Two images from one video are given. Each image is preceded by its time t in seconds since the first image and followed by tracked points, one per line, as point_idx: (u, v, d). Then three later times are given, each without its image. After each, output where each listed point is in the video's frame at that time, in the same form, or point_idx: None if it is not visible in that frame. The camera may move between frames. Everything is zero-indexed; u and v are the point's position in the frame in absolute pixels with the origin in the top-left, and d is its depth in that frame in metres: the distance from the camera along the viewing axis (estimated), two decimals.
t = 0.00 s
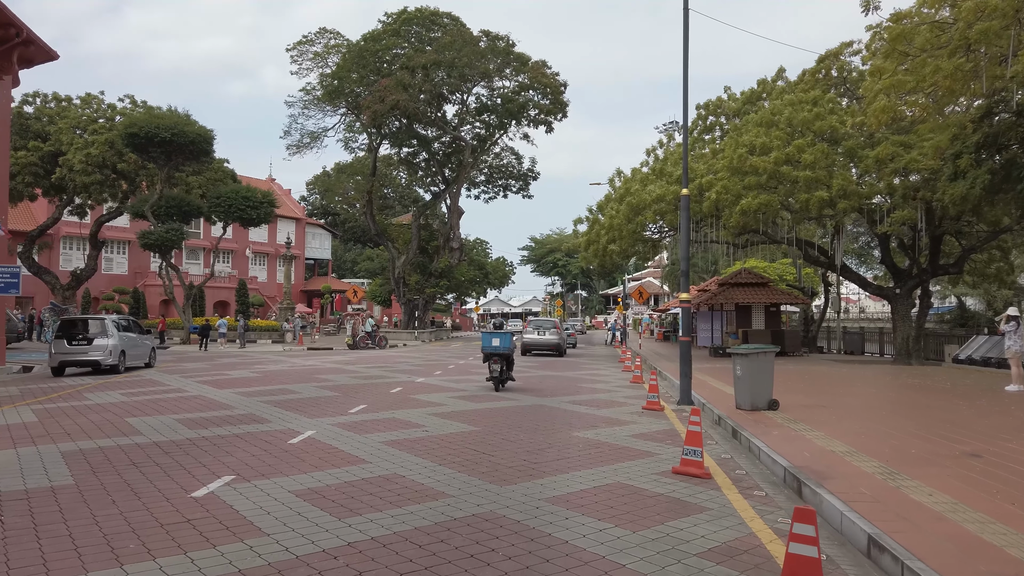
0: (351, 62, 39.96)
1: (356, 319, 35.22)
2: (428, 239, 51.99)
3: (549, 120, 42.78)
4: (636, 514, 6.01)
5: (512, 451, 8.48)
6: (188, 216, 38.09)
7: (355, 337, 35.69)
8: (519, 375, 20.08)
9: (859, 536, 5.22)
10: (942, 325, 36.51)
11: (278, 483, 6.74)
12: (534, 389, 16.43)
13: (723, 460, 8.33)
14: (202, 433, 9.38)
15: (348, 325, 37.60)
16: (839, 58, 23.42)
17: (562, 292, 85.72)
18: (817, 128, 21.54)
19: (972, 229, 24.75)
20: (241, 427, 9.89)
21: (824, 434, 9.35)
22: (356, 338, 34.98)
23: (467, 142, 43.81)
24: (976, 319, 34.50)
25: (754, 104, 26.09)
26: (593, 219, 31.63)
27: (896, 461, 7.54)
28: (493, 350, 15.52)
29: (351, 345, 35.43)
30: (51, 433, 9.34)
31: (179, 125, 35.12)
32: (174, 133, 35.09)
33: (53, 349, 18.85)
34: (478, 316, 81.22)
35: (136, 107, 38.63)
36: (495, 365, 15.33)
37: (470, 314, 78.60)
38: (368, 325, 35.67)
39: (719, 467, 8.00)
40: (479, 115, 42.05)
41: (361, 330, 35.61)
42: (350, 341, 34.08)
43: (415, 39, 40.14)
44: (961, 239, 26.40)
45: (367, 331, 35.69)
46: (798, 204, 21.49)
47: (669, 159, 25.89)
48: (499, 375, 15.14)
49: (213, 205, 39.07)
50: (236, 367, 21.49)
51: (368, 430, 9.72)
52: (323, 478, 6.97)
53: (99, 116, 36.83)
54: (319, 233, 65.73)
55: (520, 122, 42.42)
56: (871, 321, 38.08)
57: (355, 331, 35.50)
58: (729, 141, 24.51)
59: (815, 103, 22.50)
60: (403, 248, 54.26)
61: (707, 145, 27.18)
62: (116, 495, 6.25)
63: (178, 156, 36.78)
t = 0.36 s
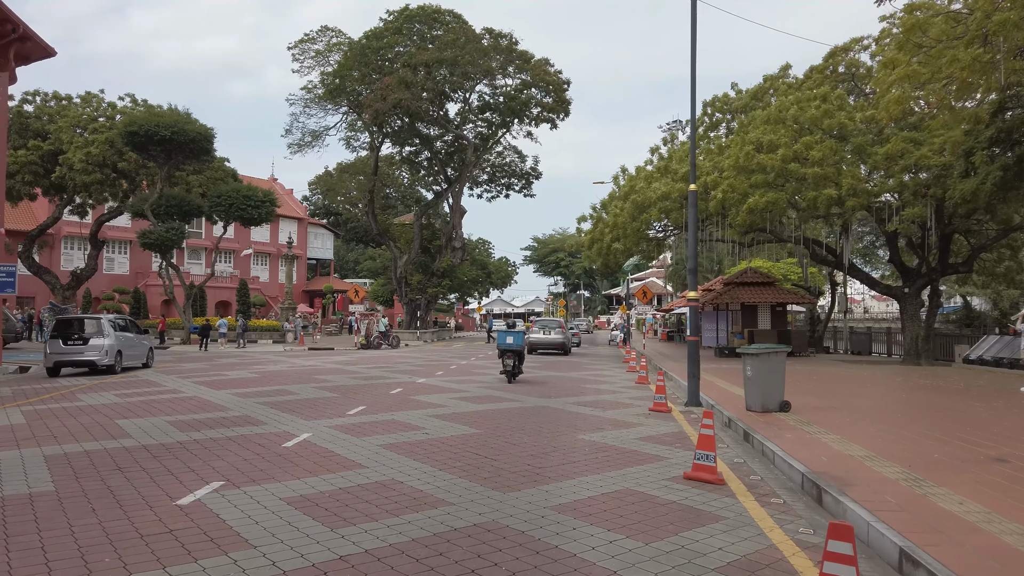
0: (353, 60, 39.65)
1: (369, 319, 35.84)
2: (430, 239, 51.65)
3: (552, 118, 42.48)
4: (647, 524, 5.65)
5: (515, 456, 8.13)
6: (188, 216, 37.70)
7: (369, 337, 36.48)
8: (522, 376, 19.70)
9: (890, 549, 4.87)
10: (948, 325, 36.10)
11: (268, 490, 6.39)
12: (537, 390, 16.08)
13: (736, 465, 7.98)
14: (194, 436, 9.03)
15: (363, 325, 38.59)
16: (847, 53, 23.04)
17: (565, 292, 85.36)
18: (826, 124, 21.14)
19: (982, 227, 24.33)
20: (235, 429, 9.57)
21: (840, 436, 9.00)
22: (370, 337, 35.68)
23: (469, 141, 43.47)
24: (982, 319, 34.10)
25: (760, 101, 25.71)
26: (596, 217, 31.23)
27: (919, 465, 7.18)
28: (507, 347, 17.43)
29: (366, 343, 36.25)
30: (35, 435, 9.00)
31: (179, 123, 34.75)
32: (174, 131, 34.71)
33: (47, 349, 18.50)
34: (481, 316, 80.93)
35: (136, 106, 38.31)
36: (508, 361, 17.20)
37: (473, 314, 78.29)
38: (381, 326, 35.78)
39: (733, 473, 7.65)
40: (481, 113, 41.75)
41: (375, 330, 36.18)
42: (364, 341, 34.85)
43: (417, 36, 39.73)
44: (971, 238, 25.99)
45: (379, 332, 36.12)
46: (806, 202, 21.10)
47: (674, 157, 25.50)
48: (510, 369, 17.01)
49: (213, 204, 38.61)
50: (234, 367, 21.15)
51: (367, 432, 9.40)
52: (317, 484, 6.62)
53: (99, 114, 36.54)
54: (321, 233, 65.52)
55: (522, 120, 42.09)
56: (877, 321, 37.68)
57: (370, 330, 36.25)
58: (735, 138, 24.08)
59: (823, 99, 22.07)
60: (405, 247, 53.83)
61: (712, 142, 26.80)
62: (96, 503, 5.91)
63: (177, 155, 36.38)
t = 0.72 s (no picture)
0: (353, 58, 39.21)
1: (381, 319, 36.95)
2: (431, 238, 51.27)
3: (554, 116, 42.18)
4: (658, 542, 5.27)
5: (516, 464, 7.75)
6: (187, 214, 37.25)
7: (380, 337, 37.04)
8: (523, 377, 19.33)
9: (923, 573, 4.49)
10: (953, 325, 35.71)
11: (254, 503, 6.01)
12: (539, 393, 15.69)
13: (747, 475, 7.60)
14: (181, 442, 8.66)
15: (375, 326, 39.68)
16: (854, 49, 22.63)
17: (567, 291, 85.03)
18: (834, 121, 20.71)
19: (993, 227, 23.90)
20: (225, 435, 9.19)
21: (857, 444, 8.60)
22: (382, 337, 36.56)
23: (471, 139, 43.14)
24: (988, 319, 33.72)
25: (766, 97, 25.26)
26: (599, 216, 30.82)
27: (942, 476, 6.80)
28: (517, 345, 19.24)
29: (377, 344, 37.06)
30: (16, 442, 8.63)
31: (177, 121, 34.36)
32: (172, 129, 34.27)
33: (40, 350, 18.14)
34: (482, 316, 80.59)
35: (134, 104, 37.94)
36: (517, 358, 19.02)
37: (474, 314, 77.98)
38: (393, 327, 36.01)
39: (745, 483, 7.26)
40: (482, 111, 41.39)
41: (387, 330, 37.09)
42: (376, 341, 35.70)
43: (419, 34, 39.35)
44: (980, 238, 25.55)
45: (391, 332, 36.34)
46: (814, 200, 20.70)
47: (679, 154, 25.08)
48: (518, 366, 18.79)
49: (211, 202, 37.97)
50: (230, 368, 20.77)
51: (363, 438, 9.03)
52: (306, 497, 6.24)
53: (97, 113, 36.20)
54: (321, 233, 65.27)
55: (524, 118, 41.73)
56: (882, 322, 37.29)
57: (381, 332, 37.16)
58: (741, 135, 23.65)
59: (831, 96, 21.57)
60: (406, 246, 53.42)
61: (717, 139, 26.39)
62: (69, 518, 5.54)
63: (175, 153, 35.96)
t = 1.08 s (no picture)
0: (347, 54, 38.73)
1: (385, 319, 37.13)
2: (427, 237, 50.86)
3: (551, 114, 41.91)
4: (658, 557, 4.88)
5: (508, 471, 7.36)
6: (179, 213, 36.68)
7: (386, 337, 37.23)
8: (519, 378, 18.93)
9: None
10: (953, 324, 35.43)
11: (225, 514, 5.61)
12: (534, 393, 15.32)
13: (751, 480, 7.23)
14: (157, 446, 8.26)
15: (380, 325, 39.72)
16: (854, 43, 22.32)
17: (564, 291, 84.71)
18: (836, 117, 20.36)
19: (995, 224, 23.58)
20: (206, 439, 8.80)
21: (864, 447, 8.24)
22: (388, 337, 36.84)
23: (467, 137, 42.77)
24: (987, 317, 33.44)
25: (767, 92, 24.88)
26: (596, 214, 30.41)
27: (958, 482, 6.43)
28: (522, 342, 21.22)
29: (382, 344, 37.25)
30: None
31: (168, 118, 33.90)
32: (164, 126, 33.84)
33: (23, 350, 17.71)
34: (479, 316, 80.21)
35: (126, 101, 37.48)
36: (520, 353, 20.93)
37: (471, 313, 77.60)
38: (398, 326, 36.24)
39: (749, 490, 6.87)
40: (478, 109, 41.04)
41: (391, 330, 37.32)
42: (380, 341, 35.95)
43: (414, 30, 38.98)
44: (982, 235, 25.20)
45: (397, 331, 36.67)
46: (815, 197, 20.32)
47: (677, 150, 24.69)
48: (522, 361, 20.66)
49: (205, 200, 37.36)
50: (221, 369, 20.36)
51: (348, 443, 8.64)
52: (281, 507, 5.85)
53: (89, 110, 35.73)
54: (318, 232, 64.89)
55: (521, 115, 41.39)
56: (882, 321, 36.97)
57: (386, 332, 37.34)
58: (741, 131, 23.27)
59: (832, 91, 21.22)
60: (401, 246, 53.00)
61: (716, 135, 26.03)
62: (23, 531, 5.13)
63: (167, 151, 35.45)
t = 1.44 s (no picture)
0: (342, 53, 38.33)
1: (390, 320, 37.90)
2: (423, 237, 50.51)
3: (547, 113, 41.61)
4: None
5: (497, 481, 7.00)
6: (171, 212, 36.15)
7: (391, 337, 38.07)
8: (513, 380, 18.61)
9: None
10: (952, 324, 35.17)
11: (190, 531, 5.23)
12: (528, 396, 14.95)
13: (754, 491, 6.87)
14: (130, 455, 7.87)
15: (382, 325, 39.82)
16: (853, 41, 22.06)
17: (561, 291, 84.49)
18: (836, 115, 20.04)
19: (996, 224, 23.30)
20: (184, 446, 8.42)
21: (870, 455, 7.89)
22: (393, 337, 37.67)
23: (463, 136, 42.43)
24: (986, 317, 33.19)
25: (766, 89, 24.55)
26: (593, 213, 30.04)
27: (971, 494, 6.08)
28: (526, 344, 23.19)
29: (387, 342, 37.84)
30: None
31: (160, 117, 33.47)
32: (155, 124, 33.41)
33: (6, 353, 17.30)
34: (476, 316, 79.89)
35: (119, 100, 37.02)
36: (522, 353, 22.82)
37: (468, 314, 77.30)
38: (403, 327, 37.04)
39: (751, 502, 6.51)
40: (474, 107, 40.72)
41: (396, 330, 38.11)
42: (386, 341, 36.84)
43: (409, 28, 38.51)
44: (983, 234, 24.89)
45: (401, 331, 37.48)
46: (815, 195, 19.97)
47: (674, 148, 24.35)
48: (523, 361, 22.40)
49: (197, 200, 36.88)
50: (209, 372, 19.97)
51: (332, 450, 8.27)
52: (253, 523, 5.47)
53: (80, 109, 35.28)
54: (313, 233, 64.50)
55: (517, 114, 41.08)
56: (880, 322, 36.71)
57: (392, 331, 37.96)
58: (739, 128, 22.96)
59: (832, 87, 20.86)
60: (397, 245, 52.65)
61: (715, 133, 25.70)
62: None
63: (159, 150, 34.99)
